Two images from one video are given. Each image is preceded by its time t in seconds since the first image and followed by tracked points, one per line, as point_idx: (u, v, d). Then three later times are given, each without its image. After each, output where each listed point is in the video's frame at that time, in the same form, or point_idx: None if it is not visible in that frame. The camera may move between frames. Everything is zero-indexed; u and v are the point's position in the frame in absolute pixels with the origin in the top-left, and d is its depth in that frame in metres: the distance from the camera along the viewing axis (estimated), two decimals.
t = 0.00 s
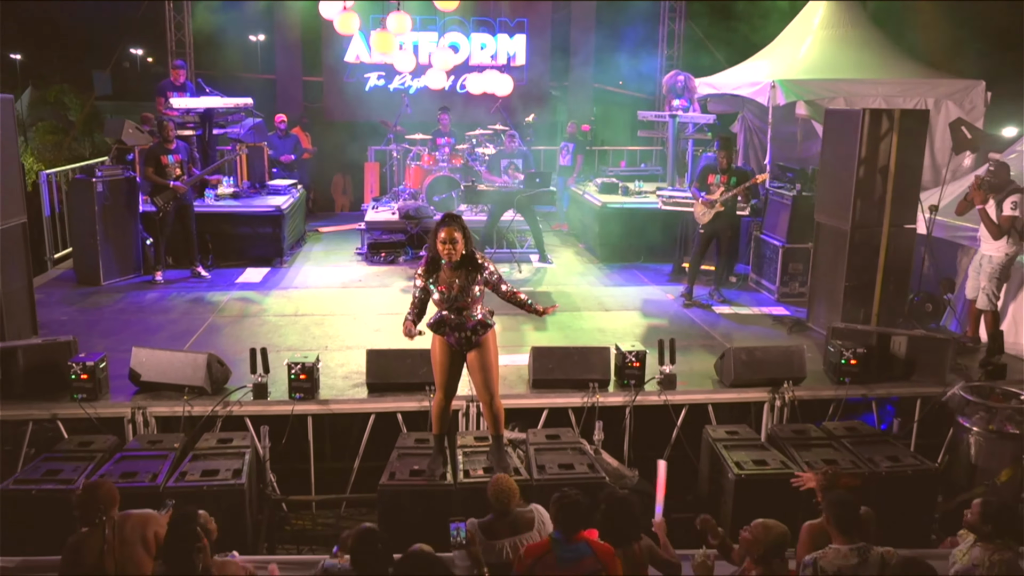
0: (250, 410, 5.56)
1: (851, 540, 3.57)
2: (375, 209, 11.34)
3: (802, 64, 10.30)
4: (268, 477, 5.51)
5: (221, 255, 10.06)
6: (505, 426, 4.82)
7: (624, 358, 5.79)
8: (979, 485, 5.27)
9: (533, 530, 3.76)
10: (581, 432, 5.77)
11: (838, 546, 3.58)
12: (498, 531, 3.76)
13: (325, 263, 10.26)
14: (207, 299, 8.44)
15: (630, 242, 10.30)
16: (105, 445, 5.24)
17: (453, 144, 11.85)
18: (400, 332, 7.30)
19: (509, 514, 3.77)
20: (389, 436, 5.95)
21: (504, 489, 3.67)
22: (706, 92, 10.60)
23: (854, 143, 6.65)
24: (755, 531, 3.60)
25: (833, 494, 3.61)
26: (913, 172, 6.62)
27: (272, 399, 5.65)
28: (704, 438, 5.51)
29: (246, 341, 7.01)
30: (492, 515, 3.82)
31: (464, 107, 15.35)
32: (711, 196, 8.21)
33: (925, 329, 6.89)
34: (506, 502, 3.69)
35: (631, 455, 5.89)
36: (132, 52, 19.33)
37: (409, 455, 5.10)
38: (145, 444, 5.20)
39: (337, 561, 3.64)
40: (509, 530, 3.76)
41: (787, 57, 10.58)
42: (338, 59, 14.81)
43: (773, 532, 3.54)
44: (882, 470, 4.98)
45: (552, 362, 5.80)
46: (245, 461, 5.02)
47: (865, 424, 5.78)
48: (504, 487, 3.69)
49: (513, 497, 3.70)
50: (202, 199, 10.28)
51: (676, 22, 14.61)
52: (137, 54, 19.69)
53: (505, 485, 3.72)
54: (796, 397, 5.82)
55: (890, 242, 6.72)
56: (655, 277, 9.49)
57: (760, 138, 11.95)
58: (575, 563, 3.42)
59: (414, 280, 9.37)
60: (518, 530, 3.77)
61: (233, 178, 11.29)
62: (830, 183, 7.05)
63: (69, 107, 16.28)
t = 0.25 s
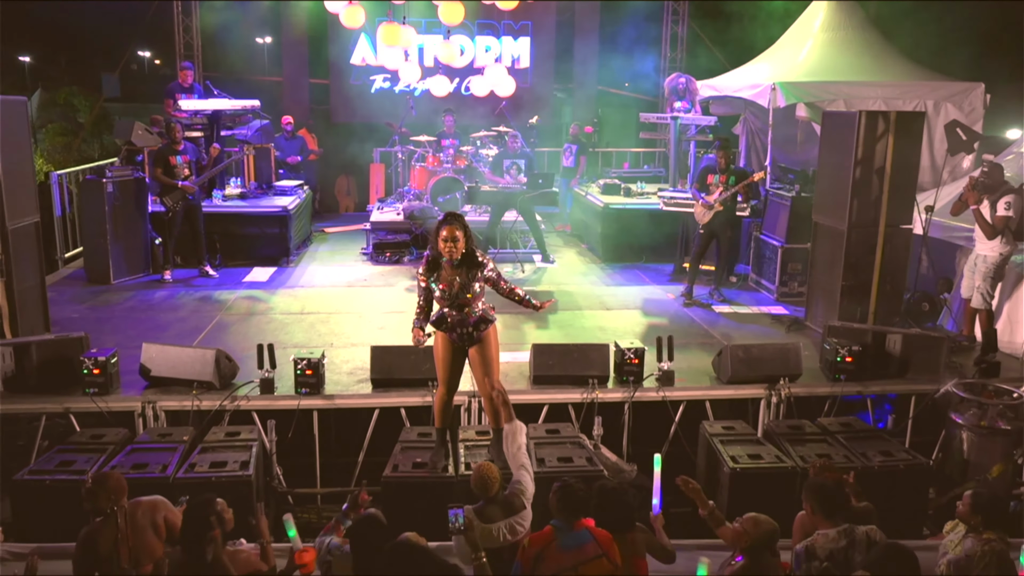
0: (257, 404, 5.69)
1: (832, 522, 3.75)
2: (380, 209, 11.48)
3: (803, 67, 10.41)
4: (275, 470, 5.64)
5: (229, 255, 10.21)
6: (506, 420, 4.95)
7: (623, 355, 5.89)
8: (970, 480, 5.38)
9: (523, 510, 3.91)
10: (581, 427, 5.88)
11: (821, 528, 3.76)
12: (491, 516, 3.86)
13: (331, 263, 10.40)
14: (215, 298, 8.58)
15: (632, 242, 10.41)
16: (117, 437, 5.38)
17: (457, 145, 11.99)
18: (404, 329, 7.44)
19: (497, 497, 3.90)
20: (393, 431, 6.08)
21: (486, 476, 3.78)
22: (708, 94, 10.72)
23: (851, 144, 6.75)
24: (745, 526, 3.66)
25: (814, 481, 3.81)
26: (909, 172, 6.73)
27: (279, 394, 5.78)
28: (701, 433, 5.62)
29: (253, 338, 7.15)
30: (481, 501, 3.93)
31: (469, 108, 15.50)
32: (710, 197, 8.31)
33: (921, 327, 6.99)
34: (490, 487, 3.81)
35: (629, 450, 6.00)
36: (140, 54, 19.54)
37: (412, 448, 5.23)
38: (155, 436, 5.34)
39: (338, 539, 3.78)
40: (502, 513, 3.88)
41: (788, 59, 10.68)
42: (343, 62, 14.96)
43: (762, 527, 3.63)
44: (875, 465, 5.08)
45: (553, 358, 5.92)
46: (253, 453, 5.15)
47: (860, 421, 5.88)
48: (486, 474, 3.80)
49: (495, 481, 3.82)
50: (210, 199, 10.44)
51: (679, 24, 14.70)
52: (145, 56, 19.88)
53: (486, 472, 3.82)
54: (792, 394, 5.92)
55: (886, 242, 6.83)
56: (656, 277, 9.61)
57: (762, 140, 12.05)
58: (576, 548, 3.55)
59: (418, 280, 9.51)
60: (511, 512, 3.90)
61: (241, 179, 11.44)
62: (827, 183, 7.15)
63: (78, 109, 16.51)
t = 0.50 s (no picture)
0: (268, 401, 5.84)
1: (824, 514, 3.95)
2: (389, 213, 11.64)
3: (807, 72, 10.49)
4: (285, 466, 5.79)
5: (240, 257, 10.39)
6: (509, 417, 5.09)
7: (626, 354, 6.02)
8: (966, 478, 5.47)
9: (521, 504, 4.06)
10: (584, 425, 6.01)
11: (814, 520, 3.94)
12: (491, 509, 4.00)
13: (341, 265, 10.57)
14: (227, 299, 8.75)
15: (637, 245, 10.53)
16: (132, 432, 5.54)
17: (465, 149, 12.15)
18: (411, 329, 7.59)
19: (495, 491, 4.05)
20: (400, 428, 6.22)
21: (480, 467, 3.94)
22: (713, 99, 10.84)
23: (851, 148, 6.86)
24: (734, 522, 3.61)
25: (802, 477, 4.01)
26: (908, 176, 6.83)
27: (289, 391, 5.94)
28: (701, 431, 5.74)
29: (264, 337, 7.31)
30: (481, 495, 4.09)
31: (477, 113, 15.67)
32: (713, 200, 8.45)
33: (921, 329, 7.08)
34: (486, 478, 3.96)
35: (632, 447, 6.12)
36: (154, 60, 19.84)
37: (418, 444, 5.37)
38: (169, 431, 5.50)
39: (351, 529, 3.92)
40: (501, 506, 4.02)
41: (793, 65, 10.79)
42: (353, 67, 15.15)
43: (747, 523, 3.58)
44: (871, 462, 5.19)
45: (556, 357, 6.06)
46: (264, 448, 5.30)
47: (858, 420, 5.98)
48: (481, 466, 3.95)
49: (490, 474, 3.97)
50: (222, 202, 10.62)
51: (686, 30, 14.81)
52: (158, 62, 20.16)
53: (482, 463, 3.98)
54: (791, 393, 6.02)
55: (886, 245, 6.93)
56: (661, 279, 9.73)
57: (766, 145, 11.97)
58: (578, 540, 3.64)
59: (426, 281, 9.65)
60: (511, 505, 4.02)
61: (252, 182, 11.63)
62: (829, 187, 7.26)
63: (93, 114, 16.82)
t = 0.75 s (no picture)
0: (278, 399, 5.96)
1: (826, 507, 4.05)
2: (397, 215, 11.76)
3: (812, 77, 10.59)
4: (296, 462, 5.92)
5: (251, 259, 10.54)
6: (514, 414, 5.20)
7: (629, 355, 6.13)
8: (965, 477, 5.55)
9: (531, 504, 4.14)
10: (588, 423, 6.12)
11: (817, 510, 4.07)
12: (500, 508, 4.12)
13: (350, 267, 10.72)
14: (238, 300, 8.90)
15: (643, 248, 10.64)
16: (147, 428, 5.68)
17: (473, 153, 12.30)
18: (419, 330, 7.72)
19: (505, 490, 4.15)
20: (408, 426, 6.35)
21: (492, 462, 4.02)
22: (719, 103, 10.96)
23: (853, 152, 6.96)
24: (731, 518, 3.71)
25: (805, 471, 4.17)
26: (910, 180, 6.92)
27: (299, 389, 6.06)
28: (703, 430, 5.83)
29: (275, 337, 7.45)
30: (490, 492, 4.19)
31: (486, 118, 15.85)
32: (717, 203, 8.51)
33: (922, 331, 7.16)
34: (496, 474, 4.05)
35: (635, 446, 6.23)
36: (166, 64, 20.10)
37: (425, 441, 5.48)
38: (183, 428, 5.64)
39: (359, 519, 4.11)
40: (508, 504, 4.13)
41: (798, 70, 10.88)
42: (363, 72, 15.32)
43: (744, 520, 3.66)
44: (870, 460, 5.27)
45: (561, 358, 6.18)
46: (275, 444, 5.43)
47: (859, 420, 6.06)
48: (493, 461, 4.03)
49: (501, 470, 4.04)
50: (234, 205, 10.78)
51: (693, 35, 14.92)
52: (169, 66, 20.40)
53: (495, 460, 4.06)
54: (793, 393, 6.11)
55: (887, 247, 7.02)
56: (666, 281, 9.83)
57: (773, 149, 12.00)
58: (584, 531, 3.74)
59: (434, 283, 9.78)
60: (518, 504, 4.14)
61: (263, 186, 11.79)
62: (831, 190, 7.36)
63: (106, 118, 17.08)
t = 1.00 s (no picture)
0: (292, 397, 6.12)
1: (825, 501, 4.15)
2: (408, 219, 11.92)
3: (818, 82, 10.69)
4: (308, 458, 6.06)
5: (264, 261, 10.72)
6: (520, 411, 5.34)
7: (634, 355, 6.26)
8: (964, 475, 5.64)
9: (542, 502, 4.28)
10: (594, 422, 6.24)
11: (815, 503, 4.18)
12: (512, 504, 4.25)
13: (361, 269, 10.88)
14: (252, 301, 9.07)
15: (651, 251, 10.75)
16: (164, 424, 5.85)
17: (483, 158, 12.45)
18: (428, 330, 7.87)
19: (518, 488, 4.28)
20: (418, 424, 6.48)
21: (508, 453, 4.13)
22: (726, 108, 11.07)
23: (856, 156, 7.06)
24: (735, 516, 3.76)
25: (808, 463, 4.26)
26: (913, 184, 7.01)
27: (311, 387, 6.21)
28: (707, 429, 5.94)
29: (288, 337, 7.61)
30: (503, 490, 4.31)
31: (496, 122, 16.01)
32: (723, 207, 8.61)
33: (925, 333, 7.25)
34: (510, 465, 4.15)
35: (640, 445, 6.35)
36: (179, 70, 20.35)
37: (434, 437, 5.62)
38: (199, 424, 5.80)
39: (369, 511, 4.22)
40: (519, 502, 4.26)
41: (805, 75, 10.99)
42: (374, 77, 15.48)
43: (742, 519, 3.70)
44: (870, 458, 5.37)
45: (567, 357, 6.30)
46: (288, 440, 5.58)
47: (861, 419, 6.17)
48: (509, 453, 4.14)
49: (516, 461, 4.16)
50: (247, 208, 10.97)
51: (702, 40, 15.03)
52: (182, 71, 20.67)
53: (510, 452, 4.17)
54: (795, 393, 6.23)
55: (890, 250, 7.11)
56: (673, 284, 9.96)
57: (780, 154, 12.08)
58: (586, 523, 3.83)
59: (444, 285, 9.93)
60: (528, 502, 4.27)
61: (276, 189, 11.98)
62: (835, 194, 7.45)
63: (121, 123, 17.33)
